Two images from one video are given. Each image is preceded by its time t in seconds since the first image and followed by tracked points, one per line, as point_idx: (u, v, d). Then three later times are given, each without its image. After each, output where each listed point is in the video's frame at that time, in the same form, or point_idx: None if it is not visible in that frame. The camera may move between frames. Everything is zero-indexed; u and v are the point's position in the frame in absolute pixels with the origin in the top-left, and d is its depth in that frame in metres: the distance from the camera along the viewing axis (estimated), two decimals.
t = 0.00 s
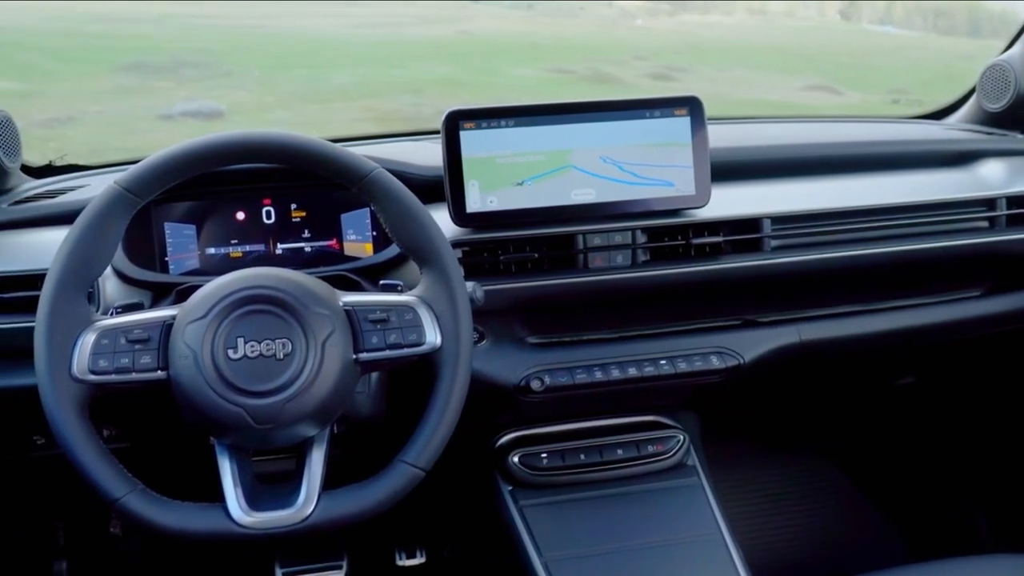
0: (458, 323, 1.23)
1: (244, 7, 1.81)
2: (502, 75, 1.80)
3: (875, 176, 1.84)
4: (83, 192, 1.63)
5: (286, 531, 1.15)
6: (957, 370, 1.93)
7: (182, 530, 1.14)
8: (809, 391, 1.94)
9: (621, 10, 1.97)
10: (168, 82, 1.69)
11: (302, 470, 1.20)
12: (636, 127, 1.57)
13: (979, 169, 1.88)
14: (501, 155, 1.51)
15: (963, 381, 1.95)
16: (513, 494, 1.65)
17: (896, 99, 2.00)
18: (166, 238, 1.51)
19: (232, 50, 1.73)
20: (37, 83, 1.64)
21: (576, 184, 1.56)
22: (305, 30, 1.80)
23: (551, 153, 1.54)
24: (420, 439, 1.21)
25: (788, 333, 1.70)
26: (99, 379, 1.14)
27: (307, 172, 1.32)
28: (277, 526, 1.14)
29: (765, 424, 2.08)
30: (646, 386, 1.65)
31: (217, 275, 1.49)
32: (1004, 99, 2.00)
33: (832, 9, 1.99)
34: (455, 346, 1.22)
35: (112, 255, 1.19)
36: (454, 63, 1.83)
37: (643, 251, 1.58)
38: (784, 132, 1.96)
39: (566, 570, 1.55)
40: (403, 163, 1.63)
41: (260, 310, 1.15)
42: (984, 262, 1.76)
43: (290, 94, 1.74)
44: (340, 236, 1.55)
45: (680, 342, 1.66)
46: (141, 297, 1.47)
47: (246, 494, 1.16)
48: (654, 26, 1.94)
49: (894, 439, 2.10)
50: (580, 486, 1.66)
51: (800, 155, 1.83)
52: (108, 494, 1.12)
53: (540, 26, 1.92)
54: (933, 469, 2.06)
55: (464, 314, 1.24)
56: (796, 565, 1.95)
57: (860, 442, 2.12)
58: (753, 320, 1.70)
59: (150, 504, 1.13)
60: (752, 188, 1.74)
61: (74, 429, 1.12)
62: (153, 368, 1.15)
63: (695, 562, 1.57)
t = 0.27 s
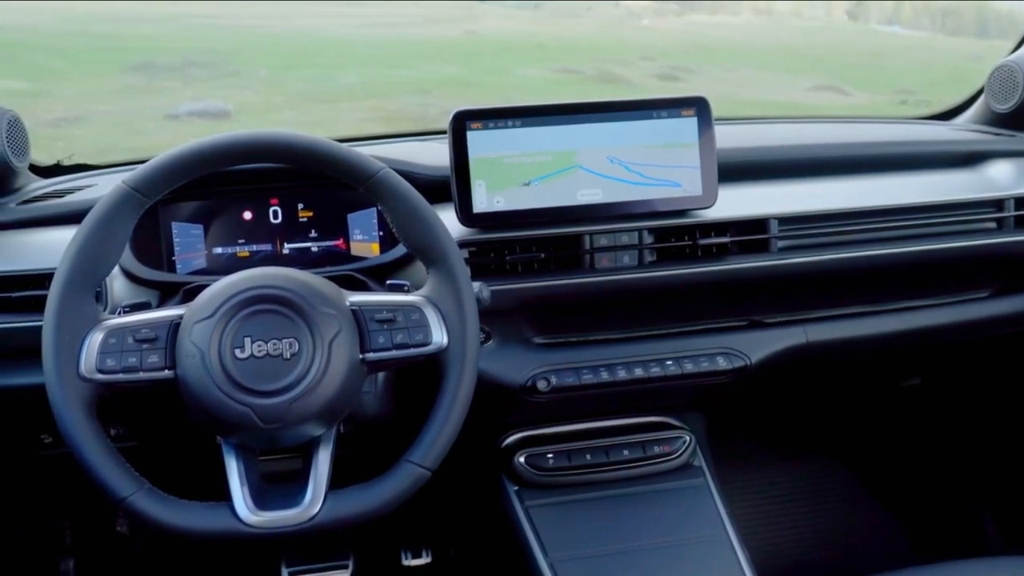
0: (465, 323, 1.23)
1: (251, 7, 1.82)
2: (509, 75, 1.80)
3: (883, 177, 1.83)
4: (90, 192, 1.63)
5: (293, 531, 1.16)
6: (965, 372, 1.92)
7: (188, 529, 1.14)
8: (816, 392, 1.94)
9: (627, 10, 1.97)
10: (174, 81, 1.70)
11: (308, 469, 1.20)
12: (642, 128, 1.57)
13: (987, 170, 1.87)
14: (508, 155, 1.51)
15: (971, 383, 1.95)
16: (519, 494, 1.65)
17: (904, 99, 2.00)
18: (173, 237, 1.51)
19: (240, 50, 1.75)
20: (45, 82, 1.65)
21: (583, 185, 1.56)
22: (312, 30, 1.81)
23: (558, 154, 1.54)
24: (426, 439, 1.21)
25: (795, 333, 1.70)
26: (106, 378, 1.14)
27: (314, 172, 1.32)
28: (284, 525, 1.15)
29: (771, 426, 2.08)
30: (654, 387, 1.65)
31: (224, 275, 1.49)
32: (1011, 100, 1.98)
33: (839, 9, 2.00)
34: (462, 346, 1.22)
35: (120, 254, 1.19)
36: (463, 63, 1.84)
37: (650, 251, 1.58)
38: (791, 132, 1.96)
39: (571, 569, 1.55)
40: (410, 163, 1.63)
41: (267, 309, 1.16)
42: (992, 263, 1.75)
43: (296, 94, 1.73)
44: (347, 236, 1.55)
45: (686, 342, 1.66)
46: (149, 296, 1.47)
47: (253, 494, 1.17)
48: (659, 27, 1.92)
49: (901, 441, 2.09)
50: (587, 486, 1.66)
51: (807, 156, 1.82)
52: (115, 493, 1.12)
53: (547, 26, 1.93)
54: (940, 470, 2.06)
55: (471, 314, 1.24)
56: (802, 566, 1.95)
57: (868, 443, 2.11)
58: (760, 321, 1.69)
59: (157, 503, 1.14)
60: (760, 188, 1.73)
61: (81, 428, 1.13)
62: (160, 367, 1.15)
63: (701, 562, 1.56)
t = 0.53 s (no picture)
0: (473, 323, 1.23)
1: (260, 8, 1.82)
2: (517, 75, 1.80)
3: (892, 177, 1.83)
4: (100, 191, 1.64)
5: (300, 529, 1.16)
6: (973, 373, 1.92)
7: (196, 527, 1.14)
8: (825, 393, 1.93)
9: (635, 10, 1.97)
10: (183, 81, 1.70)
11: (316, 469, 1.20)
12: (651, 128, 1.57)
13: (997, 172, 1.86)
14: (516, 155, 1.51)
15: (979, 384, 1.94)
16: (526, 495, 1.65)
17: (912, 100, 2.00)
18: (182, 237, 1.51)
19: (249, 50, 1.76)
20: (55, 81, 1.66)
21: (592, 185, 1.55)
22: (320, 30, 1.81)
23: (566, 154, 1.54)
24: (434, 439, 1.21)
25: (803, 334, 1.69)
26: (115, 377, 1.14)
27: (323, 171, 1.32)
28: (291, 524, 1.15)
29: (779, 428, 2.07)
30: (662, 388, 1.65)
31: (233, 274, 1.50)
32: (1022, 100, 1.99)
33: (848, 9, 1.98)
34: (470, 346, 1.22)
35: (130, 253, 1.19)
36: (470, 63, 1.84)
37: (658, 252, 1.58)
38: (800, 133, 1.95)
39: (578, 570, 1.55)
40: (418, 163, 1.64)
41: (275, 309, 1.16)
42: (1001, 265, 1.75)
43: (305, 94, 1.74)
44: (355, 235, 1.55)
45: (693, 343, 1.66)
46: (158, 295, 1.48)
47: (261, 493, 1.17)
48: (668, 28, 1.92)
49: (911, 442, 2.08)
50: (593, 486, 1.66)
51: (815, 157, 1.82)
52: (124, 491, 1.13)
53: (555, 26, 1.93)
54: (947, 472, 2.05)
55: (478, 314, 1.24)
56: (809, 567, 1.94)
57: (876, 445, 2.10)
58: (768, 322, 1.69)
59: (166, 502, 1.14)
60: (768, 189, 1.73)
61: (90, 427, 1.13)
62: (169, 366, 1.16)
63: (708, 562, 1.56)
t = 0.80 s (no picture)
0: (481, 323, 1.23)
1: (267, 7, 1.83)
2: (525, 75, 1.81)
3: (902, 178, 1.82)
4: (109, 190, 1.64)
5: (308, 529, 1.16)
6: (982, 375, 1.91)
7: (205, 526, 1.15)
8: (835, 394, 1.93)
9: (643, 10, 1.96)
10: (191, 81, 1.70)
11: (324, 468, 1.20)
12: (659, 128, 1.56)
13: (1007, 172, 1.86)
14: (524, 155, 1.51)
15: (988, 386, 1.94)
16: (533, 495, 1.66)
17: (921, 101, 1.99)
18: (191, 236, 1.52)
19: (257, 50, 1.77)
20: (63, 82, 1.66)
21: (600, 185, 1.55)
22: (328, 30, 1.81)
23: (575, 154, 1.54)
24: (442, 439, 1.21)
25: (812, 335, 1.69)
26: (124, 376, 1.14)
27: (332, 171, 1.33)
28: (299, 524, 1.15)
29: (789, 429, 2.05)
30: (670, 389, 1.65)
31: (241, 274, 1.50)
32: None
33: (857, 9, 1.99)
34: (478, 346, 1.22)
35: (139, 252, 1.19)
36: (478, 64, 1.83)
37: (666, 252, 1.58)
38: (808, 134, 1.95)
39: (586, 570, 1.55)
40: (426, 163, 1.64)
41: (284, 308, 1.16)
42: (1011, 266, 1.74)
43: (313, 94, 1.74)
44: (363, 235, 1.55)
45: (701, 344, 1.66)
46: (167, 294, 1.48)
47: (269, 492, 1.17)
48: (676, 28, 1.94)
49: (920, 444, 2.08)
50: (601, 487, 1.66)
51: (823, 158, 1.82)
52: (132, 490, 1.13)
53: (562, 27, 1.93)
54: (959, 472, 2.05)
55: (487, 314, 1.24)
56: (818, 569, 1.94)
57: (884, 446, 2.10)
58: (776, 323, 1.69)
59: (174, 501, 1.14)
60: (777, 189, 1.73)
61: (99, 425, 1.13)
62: (178, 365, 1.16)
63: (716, 564, 1.56)
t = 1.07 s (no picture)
0: (488, 323, 1.23)
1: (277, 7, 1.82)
2: (532, 75, 1.81)
3: (910, 179, 1.82)
4: (117, 190, 1.65)
5: (315, 528, 1.16)
6: (989, 376, 1.90)
7: (212, 525, 1.15)
8: (844, 395, 1.93)
9: (651, 10, 1.95)
10: (199, 81, 1.71)
11: (331, 467, 1.21)
12: (666, 129, 1.56)
13: (1016, 173, 1.85)
14: (531, 155, 1.51)
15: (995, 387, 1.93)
16: (540, 495, 1.66)
17: (928, 102, 1.99)
18: (198, 236, 1.52)
19: (265, 50, 1.77)
20: (68, 83, 1.67)
21: (607, 185, 1.55)
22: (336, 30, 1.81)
23: (582, 154, 1.53)
24: (449, 439, 1.21)
25: (819, 336, 1.69)
26: (132, 375, 1.15)
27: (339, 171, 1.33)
28: (306, 523, 1.15)
29: (795, 428, 2.06)
30: (677, 389, 1.65)
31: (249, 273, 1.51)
32: None
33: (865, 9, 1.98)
34: (484, 346, 1.22)
35: (147, 252, 1.20)
36: (485, 64, 1.84)
37: (674, 253, 1.58)
38: (816, 134, 1.94)
39: (592, 571, 1.55)
40: (432, 163, 1.64)
41: (291, 308, 1.16)
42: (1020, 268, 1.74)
43: (319, 93, 1.74)
44: (370, 235, 1.55)
45: (708, 345, 1.65)
46: (175, 293, 1.49)
47: (276, 491, 1.17)
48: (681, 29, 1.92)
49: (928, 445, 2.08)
50: (607, 487, 1.66)
51: (830, 159, 1.82)
52: (140, 489, 1.13)
53: (568, 27, 1.93)
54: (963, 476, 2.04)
55: (494, 314, 1.24)
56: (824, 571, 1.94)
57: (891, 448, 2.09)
58: (784, 324, 1.69)
59: (182, 499, 1.14)
60: (784, 190, 1.73)
61: (106, 424, 1.13)
62: (185, 364, 1.16)
63: (723, 564, 1.56)
